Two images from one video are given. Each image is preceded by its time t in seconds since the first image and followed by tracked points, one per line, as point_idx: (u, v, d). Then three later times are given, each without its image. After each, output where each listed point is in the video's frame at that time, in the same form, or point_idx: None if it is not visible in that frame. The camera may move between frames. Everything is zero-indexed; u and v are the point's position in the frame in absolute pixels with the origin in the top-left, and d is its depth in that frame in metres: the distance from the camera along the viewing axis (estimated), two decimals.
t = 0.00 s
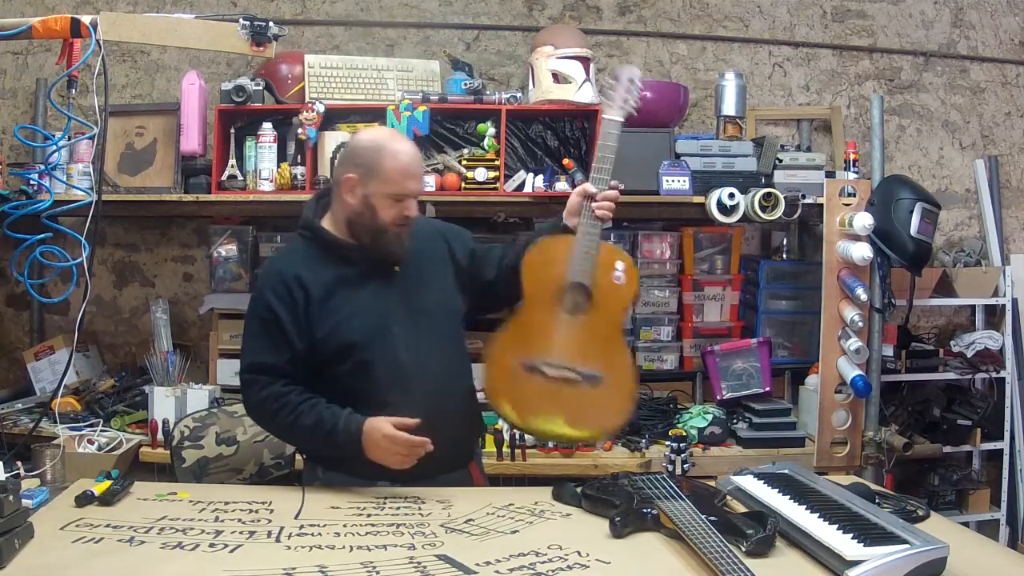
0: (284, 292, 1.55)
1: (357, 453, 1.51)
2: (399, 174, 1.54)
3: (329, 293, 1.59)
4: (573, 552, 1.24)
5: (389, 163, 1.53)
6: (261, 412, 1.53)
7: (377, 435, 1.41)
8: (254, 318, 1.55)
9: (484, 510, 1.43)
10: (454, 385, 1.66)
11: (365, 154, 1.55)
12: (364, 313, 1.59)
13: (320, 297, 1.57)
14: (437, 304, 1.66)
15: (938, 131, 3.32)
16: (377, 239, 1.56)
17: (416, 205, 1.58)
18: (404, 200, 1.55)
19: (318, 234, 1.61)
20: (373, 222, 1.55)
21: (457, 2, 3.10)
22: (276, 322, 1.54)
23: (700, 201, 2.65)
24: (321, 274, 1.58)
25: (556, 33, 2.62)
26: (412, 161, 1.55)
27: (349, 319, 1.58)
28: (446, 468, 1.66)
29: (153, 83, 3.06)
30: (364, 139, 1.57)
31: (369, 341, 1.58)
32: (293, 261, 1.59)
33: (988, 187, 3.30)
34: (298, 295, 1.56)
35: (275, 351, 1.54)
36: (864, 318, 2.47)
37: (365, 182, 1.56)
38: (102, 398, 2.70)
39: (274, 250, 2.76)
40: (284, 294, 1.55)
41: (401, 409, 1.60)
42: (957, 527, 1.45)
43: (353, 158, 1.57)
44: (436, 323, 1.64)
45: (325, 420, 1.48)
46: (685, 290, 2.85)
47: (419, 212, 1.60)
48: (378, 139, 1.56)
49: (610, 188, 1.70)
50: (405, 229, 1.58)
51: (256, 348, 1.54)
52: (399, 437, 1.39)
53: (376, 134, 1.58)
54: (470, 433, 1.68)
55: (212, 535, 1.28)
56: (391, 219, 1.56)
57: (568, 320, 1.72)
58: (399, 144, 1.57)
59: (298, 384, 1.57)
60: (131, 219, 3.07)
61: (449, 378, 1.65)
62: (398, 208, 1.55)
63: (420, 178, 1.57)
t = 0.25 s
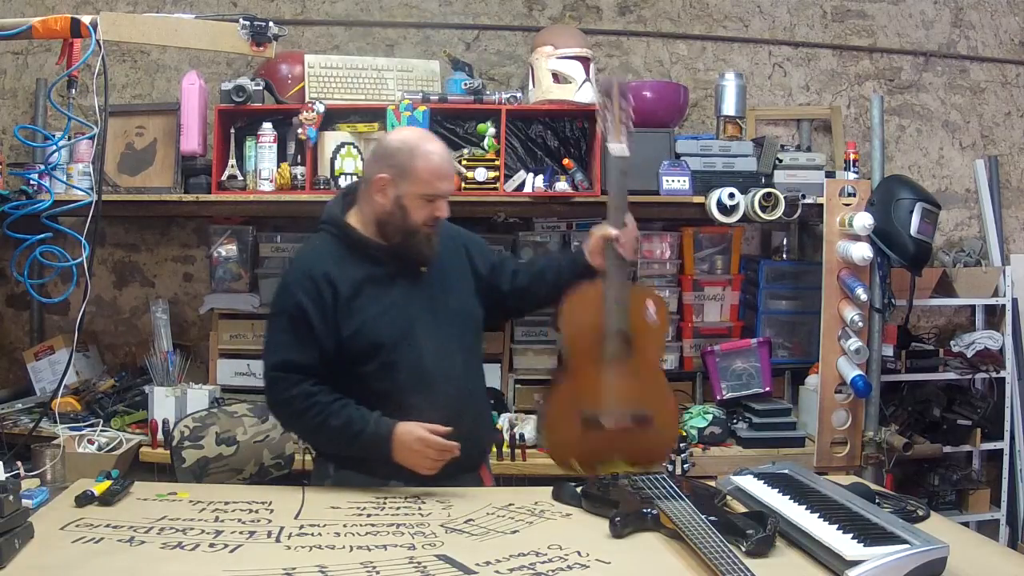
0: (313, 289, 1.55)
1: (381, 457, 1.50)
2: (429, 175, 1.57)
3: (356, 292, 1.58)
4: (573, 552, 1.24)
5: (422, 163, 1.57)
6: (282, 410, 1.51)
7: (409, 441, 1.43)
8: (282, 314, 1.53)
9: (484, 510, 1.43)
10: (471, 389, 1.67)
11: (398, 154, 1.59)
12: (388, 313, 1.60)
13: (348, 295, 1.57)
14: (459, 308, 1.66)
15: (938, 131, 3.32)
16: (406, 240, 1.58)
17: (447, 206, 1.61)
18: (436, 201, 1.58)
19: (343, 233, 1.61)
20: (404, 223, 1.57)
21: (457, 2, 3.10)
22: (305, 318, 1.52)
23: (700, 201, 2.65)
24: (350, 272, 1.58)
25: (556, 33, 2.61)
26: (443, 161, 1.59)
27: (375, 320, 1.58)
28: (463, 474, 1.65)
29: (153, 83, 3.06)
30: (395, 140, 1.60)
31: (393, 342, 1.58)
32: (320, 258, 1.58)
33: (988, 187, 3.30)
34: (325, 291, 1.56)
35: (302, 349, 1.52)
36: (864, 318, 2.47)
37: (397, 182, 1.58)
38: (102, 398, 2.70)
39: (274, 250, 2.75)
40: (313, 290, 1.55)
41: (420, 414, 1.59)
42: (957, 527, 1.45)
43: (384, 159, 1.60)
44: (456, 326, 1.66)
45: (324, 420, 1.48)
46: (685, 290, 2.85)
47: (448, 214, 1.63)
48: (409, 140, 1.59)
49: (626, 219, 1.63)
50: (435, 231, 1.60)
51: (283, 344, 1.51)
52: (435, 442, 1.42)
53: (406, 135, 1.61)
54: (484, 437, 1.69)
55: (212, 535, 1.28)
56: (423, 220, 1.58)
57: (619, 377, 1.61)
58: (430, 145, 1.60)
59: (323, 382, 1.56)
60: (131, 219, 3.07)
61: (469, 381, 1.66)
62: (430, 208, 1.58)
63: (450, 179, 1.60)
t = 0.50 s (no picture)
0: (355, 280, 1.49)
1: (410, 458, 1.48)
2: (480, 175, 1.56)
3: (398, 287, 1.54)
4: (573, 552, 1.24)
5: (475, 164, 1.56)
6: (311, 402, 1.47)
7: (437, 442, 1.43)
8: (322, 302, 1.47)
9: (484, 510, 1.43)
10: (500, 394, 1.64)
11: (449, 152, 1.57)
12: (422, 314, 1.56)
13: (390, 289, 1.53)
14: (491, 307, 1.64)
15: (938, 131, 3.32)
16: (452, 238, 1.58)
17: (494, 206, 1.61)
18: (484, 202, 1.59)
19: (389, 225, 1.57)
20: (453, 222, 1.57)
21: (457, 2, 3.10)
22: (344, 308, 1.47)
23: (700, 201, 2.65)
24: (394, 266, 1.54)
25: (556, 33, 2.64)
26: (493, 163, 1.58)
27: (411, 315, 1.54)
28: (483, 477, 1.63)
29: (153, 83, 3.06)
30: (445, 139, 1.58)
31: (421, 341, 1.54)
32: (366, 247, 1.53)
33: (988, 187, 3.30)
34: (367, 283, 1.51)
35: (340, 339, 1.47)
36: (864, 318, 2.47)
37: (448, 181, 1.57)
38: (102, 398, 2.70)
39: (274, 250, 2.75)
40: (356, 279, 1.50)
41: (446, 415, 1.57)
42: (957, 527, 1.45)
43: (434, 157, 1.58)
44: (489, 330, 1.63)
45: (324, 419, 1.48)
46: (685, 290, 2.85)
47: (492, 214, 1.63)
48: (460, 139, 1.57)
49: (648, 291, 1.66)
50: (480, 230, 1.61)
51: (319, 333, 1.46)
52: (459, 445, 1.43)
53: (456, 134, 1.59)
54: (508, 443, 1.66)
55: (212, 535, 1.28)
56: (471, 220, 1.59)
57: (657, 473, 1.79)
58: (480, 145, 1.59)
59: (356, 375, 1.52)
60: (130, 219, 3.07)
61: (499, 385, 1.64)
62: (479, 208, 1.58)
63: (497, 181, 1.60)
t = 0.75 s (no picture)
0: (411, 260, 1.49)
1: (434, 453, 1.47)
2: (557, 190, 1.48)
3: (452, 279, 1.52)
4: (573, 552, 1.24)
5: (552, 178, 1.47)
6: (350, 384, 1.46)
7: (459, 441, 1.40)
8: (375, 274, 1.47)
9: (483, 510, 1.43)
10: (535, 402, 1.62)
11: (529, 162, 1.49)
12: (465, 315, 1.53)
13: (443, 277, 1.52)
14: (540, 318, 1.61)
15: (938, 131, 3.32)
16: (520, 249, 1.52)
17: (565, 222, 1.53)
18: (557, 217, 1.50)
19: (461, 218, 1.56)
20: (521, 231, 1.51)
21: (457, 2, 3.10)
22: (395, 284, 1.47)
23: (700, 201, 2.65)
24: (452, 259, 1.53)
25: (556, 33, 2.64)
26: (571, 179, 1.49)
27: (457, 313, 1.51)
28: (505, 479, 1.63)
29: (153, 83, 3.06)
30: (528, 149, 1.50)
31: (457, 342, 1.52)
32: (429, 232, 1.54)
33: (988, 187, 3.30)
34: (423, 267, 1.50)
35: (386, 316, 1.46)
36: (864, 318, 2.47)
37: (522, 190, 1.50)
38: (102, 398, 2.70)
39: (274, 250, 2.75)
40: (413, 259, 1.49)
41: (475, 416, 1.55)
42: (958, 527, 1.45)
43: (513, 164, 1.51)
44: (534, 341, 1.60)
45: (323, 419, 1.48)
46: (685, 290, 2.85)
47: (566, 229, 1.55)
48: (542, 150, 1.50)
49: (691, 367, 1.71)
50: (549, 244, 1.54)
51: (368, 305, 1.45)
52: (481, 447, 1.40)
53: (540, 144, 1.51)
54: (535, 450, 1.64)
55: (212, 535, 1.28)
56: (541, 232, 1.51)
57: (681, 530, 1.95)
58: (562, 157, 1.50)
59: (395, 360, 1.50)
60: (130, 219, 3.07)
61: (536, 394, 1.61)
62: (548, 222, 1.50)
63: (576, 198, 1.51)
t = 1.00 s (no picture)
0: (448, 248, 1.53)
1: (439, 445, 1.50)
2: (609, 212, 1.47)
3: (488, 275, 1.54)
4: (573, 552, 1.24)
5: (605, 199, 1.46)
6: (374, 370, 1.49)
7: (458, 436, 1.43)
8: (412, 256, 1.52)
9: (483, 510, 1.43)
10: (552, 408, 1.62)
11: (585, 179, 1.49)
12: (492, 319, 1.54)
13: (478, 272, 1.53)
14: (572, 334, 1.59)
15: (938, 131, 3.32)
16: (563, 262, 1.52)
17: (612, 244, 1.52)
18: (604, 237, 1.50)
19: (513, 220, 1.57)
20: (567, 247, 1.51)
21: (457, 2, 3.10)
22: (429, 269, 1.51)
23: (700, 201, 2.65)
24: (493, 258, 1.54)
25: (556, 33, 2.64)
26: (624, 202, 1.48)
27: (486, 313, 1.52)
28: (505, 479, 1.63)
29: (153, 83, 3.06)
30: (586, 168, 1.50)
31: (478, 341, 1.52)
32: (476, 227, 1.56)
33: (988, 187, 3.30)
34: (461, 256, 1.53)
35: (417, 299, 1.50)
36: (864, 318, 2.47)
37: (573, 207, 1.50)
38: (102, 398, 2.70)
39: (274, 250, 2.75)
40: (450, 245, 1.53)
41: (487, 417, 1.56)
42: (958, 527, 1.45)
43: (570, 180, 1.51)
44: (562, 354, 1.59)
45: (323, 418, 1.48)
46: (685, 290, 2.85)
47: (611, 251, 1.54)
48: (600, 171, 1.49)
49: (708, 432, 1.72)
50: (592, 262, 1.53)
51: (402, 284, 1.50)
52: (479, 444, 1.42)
53: (598, 164, 1.50)
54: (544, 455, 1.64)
55: (212, 535, 1.28)
56: (586, 250, 1.51)
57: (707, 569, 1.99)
58: (621, 180, 1.49)
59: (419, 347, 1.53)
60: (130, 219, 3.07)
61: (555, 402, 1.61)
62: (595, 241, 1.50)
63: (627, 221, 1.50)
